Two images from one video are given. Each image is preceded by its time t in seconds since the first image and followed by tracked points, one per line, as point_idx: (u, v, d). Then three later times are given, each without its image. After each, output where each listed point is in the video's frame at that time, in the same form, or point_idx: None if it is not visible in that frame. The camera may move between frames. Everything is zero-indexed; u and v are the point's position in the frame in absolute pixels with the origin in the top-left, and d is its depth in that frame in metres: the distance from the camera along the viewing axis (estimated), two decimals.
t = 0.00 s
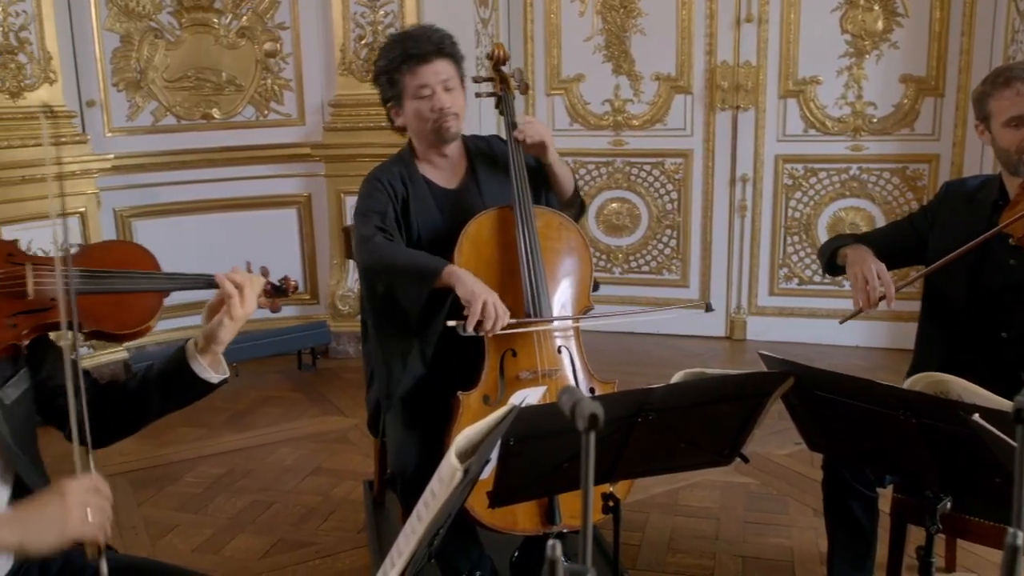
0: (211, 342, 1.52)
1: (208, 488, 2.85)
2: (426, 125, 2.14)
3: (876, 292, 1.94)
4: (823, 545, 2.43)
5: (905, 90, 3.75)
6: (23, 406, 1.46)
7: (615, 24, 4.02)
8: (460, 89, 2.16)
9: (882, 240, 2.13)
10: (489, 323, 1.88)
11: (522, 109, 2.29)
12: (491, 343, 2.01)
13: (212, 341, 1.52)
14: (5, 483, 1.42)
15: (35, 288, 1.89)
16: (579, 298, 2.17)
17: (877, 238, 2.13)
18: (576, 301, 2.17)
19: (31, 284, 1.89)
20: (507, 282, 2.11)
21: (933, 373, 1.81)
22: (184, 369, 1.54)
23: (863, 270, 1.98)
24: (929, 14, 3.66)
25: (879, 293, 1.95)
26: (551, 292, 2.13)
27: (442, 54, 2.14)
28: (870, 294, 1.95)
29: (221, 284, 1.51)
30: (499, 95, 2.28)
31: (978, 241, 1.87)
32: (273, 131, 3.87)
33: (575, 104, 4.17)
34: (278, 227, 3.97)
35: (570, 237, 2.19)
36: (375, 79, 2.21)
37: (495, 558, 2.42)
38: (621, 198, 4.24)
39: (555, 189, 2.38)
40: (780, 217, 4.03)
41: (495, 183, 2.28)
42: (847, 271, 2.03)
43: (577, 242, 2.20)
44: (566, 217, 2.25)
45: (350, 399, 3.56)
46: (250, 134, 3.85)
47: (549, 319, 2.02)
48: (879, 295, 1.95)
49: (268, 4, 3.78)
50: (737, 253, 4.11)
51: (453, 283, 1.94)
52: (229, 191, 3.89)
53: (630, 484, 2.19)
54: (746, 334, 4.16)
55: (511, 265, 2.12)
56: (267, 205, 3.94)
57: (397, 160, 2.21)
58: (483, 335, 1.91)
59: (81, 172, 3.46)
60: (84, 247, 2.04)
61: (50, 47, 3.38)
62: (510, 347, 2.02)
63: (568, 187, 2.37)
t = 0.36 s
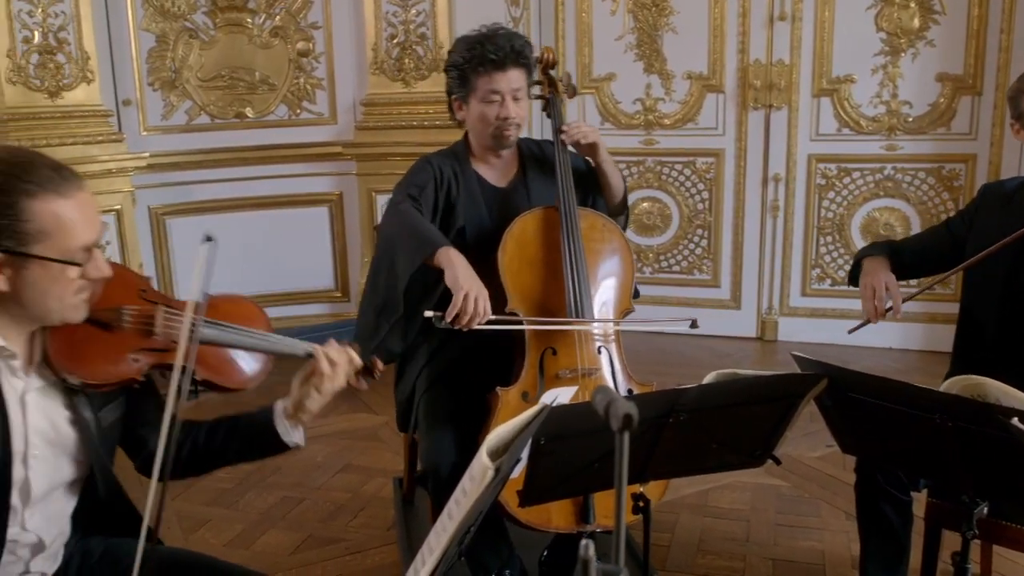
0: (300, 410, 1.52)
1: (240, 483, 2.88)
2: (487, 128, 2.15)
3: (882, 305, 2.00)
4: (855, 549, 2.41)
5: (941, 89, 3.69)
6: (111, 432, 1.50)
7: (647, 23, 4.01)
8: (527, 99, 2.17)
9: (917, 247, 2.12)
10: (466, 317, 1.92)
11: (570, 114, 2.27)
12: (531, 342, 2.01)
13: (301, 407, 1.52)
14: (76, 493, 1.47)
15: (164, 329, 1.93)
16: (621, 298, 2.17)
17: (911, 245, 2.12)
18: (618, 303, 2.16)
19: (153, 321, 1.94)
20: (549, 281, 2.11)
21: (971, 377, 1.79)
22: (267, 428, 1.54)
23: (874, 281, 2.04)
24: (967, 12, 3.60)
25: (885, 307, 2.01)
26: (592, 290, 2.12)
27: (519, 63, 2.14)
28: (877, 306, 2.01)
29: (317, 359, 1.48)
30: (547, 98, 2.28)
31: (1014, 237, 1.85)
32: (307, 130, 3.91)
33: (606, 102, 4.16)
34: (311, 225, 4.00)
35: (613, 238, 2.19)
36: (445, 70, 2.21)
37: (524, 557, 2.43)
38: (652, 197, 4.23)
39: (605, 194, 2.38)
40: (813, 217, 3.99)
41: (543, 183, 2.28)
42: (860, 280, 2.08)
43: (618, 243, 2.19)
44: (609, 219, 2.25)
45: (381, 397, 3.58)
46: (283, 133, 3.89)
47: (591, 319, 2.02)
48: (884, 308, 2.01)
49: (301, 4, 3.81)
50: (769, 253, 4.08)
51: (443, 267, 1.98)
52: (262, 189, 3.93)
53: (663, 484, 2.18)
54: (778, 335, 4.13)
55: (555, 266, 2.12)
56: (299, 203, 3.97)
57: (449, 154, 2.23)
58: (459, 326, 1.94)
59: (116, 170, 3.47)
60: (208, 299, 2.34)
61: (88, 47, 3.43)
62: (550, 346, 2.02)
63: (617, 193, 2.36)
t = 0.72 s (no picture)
0: (330, 397, 1.56)
1: (268, 479, 2.90)
2: (490, 117, 2.18)
3: (890, 315, 1.97)
4: (884, 552, 2.39)
5: (974, 87, 3.64)
6: (142, 420, 1.50)
7: (675, 21, 3.99)
8: (528, 84, 2.17)
9: (948, 251, 2.10)
10: (536, 296, 1.89)
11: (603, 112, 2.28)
12: (562, 340, 2.01)
13: (332, 394, 1.56)
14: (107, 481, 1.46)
15: (190, 312, 1.84)
16: (652, 298, 2.17)
17: (942, 249, 2.11)
18: (650, 303, 2.16)
19: (178, 304, 1.84)
20: (583, 278, 2.10)
21: (1005, 380, 1.76)
22: (296, 414, 1.57)
23: (880, 299, 2.00)
24: (1002, 9, 3.55)
25: (893, 317, 1.97)
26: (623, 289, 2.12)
27: (515, 50, 2.17)
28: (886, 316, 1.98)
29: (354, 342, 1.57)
30: (581, 96, 2.27)
31: None
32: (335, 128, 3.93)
33: (633, 101, 4.15)
34: (338, 223, 4.03)
35: (646, 238, 2.19)
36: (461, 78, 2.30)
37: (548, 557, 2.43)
38: (679, 196, 4.21)
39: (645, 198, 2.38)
40: (842, 217, 3.96)
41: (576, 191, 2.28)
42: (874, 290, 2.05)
43: (651, 243, 2.19)
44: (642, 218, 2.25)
45: (407, 395, 3.59)
46: (312, 132, 3.91)
47: (619, 317, 2.01)
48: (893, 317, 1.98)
49: (329, 4, 3.83)
50: (797, 252, 4.05)
51: (508, 251, 1.94)
52: (290, 187, 3.95)
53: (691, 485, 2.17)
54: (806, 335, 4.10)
55: (587, 265, 2.11)
56: (327, 201, 3.99)
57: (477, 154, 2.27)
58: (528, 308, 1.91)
59: (147, 168, 3.53)
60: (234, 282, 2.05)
61: (121, 46, 3.48)
62: (580, 344, 2.02)
63: (657, 196, 2.36)
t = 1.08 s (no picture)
0: (316, 358, 1.56)
1: (294, 475, 2.93)
2: (502, 130, 2.17)
3: (909, 339, 2.05)
4: (914, 556, 2.36)
5: (1010, 85, 3.58)
6: (141, 403, 1.52)
7: (705, 19, 3.97)
8: (534, 92, 2.14)
9: (989, 258, 2.10)
10: (611, 315, 1.93)
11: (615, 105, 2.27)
12: (581, 340, 2.01)
13: (317, 354, 1.55)
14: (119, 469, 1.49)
15: (173, 291, 1.89)
16: (669, 296, 2.16)
17: (983, 256, 2.11)
18: (667, 301, 2.15)
19: (161, 283, 1.88)
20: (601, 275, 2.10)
21: None
22: (286, 382, 1.57)
23: (900, 326, 2.07)
24: None
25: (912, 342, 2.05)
26: (642, 289, 2.11)
27: (515, 61, 2.11)
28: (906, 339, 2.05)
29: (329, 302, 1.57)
30: (593, 91, 2.27)
31: None
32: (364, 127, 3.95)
33: (662, 100, 4.14)
34: (366, 221, 4.05)
35: (663, 236, 2.18)
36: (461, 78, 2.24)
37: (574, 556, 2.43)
38: (708, 196, 4.19)
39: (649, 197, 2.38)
40: (874, 217, 3.92)
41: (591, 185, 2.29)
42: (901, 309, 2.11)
43: (669, 240, 2.18)
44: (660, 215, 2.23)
45: (433, 393, 3.60)
46: (340, 131, 3.94)
47: (639, 321, 2.01)
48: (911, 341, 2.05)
49: (358, 3, 3.85)
50: (828, 252, 4.02)
51: (580, 270, 1.93)
52: (318, 186, 3.98)
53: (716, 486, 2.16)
54: (835, 337, 4.07)
55: (605, 263, 2.11)
56: (355, 200, 4.01)
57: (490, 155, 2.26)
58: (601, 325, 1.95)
59: (179, 167, 3.62)
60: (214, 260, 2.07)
61: (152, 46, 3.52)
62: (600, 344, 2.02)
63: (660, 198, 2.36)
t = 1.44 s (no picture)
0: (370, 386, 1.57)
1: (321, 472, 2.95)
2: (555, 124, 2.14)
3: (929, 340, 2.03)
4: (945, 561, 2.33)
5: None
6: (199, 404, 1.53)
7: (733, 17, 3.94)
8: (594, 92, 2.15)
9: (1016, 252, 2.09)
10: (653, 321, 1.94)
11: (640, 105, 2.26)
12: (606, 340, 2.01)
13: (371, 381, 1.56)
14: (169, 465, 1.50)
15: (248, 300, 1.90)
16: (696, 295, 2.14)
17: (1012, 250, 2.09)
18: (694, 300, 2.14)
19: (237, 295, 1.90)
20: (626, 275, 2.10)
21: None
22: (338, 405, 1.58)
23: (919, 325, 2.04)
24: None
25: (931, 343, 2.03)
26: (668, 289, 2.11)
27: (583, 56, 2.12)
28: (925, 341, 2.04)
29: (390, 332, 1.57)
30: (619, 91, 2.25)
31: None
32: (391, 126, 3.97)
33: (689, 98, 4.12)
34: (393, 220, 4.06)
35: (688, 235, 2.17)
36: (507, 69, 2.19)
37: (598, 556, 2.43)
38: (735, 195, 4.16)
39: (671, 186, 2.36)
40: (904, 217, 3.88)
41: (616, 178, 2.28)
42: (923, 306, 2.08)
43: (695, 239, 2.17)
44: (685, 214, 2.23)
45: (459, 392, 3.61)
46: (367, 130, 3.95)
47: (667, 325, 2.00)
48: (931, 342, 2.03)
49: (386, 2, 3.86)
50: (856, 252, 3.98)
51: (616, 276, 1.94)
52: (345, 184, 4.00)
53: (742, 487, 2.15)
54: (864, 338, 4.03)
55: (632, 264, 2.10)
56: (382, 198, 4.03)
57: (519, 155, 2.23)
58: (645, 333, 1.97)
59: (208, 165, 3.59)
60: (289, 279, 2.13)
61: (184, 45, 3.55)
62: (625, 344, 2.02)
63: (682, 188, 2.34)
